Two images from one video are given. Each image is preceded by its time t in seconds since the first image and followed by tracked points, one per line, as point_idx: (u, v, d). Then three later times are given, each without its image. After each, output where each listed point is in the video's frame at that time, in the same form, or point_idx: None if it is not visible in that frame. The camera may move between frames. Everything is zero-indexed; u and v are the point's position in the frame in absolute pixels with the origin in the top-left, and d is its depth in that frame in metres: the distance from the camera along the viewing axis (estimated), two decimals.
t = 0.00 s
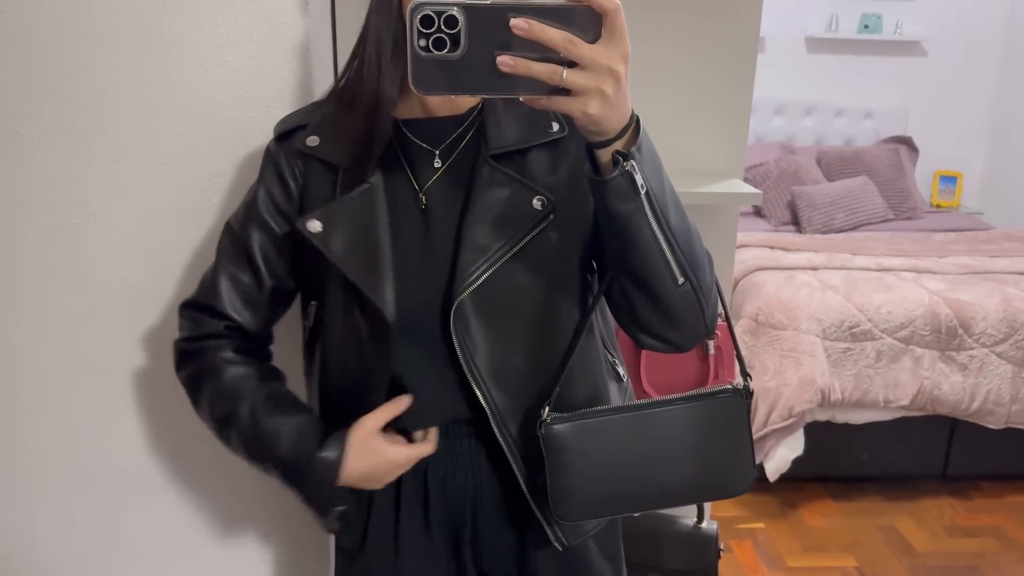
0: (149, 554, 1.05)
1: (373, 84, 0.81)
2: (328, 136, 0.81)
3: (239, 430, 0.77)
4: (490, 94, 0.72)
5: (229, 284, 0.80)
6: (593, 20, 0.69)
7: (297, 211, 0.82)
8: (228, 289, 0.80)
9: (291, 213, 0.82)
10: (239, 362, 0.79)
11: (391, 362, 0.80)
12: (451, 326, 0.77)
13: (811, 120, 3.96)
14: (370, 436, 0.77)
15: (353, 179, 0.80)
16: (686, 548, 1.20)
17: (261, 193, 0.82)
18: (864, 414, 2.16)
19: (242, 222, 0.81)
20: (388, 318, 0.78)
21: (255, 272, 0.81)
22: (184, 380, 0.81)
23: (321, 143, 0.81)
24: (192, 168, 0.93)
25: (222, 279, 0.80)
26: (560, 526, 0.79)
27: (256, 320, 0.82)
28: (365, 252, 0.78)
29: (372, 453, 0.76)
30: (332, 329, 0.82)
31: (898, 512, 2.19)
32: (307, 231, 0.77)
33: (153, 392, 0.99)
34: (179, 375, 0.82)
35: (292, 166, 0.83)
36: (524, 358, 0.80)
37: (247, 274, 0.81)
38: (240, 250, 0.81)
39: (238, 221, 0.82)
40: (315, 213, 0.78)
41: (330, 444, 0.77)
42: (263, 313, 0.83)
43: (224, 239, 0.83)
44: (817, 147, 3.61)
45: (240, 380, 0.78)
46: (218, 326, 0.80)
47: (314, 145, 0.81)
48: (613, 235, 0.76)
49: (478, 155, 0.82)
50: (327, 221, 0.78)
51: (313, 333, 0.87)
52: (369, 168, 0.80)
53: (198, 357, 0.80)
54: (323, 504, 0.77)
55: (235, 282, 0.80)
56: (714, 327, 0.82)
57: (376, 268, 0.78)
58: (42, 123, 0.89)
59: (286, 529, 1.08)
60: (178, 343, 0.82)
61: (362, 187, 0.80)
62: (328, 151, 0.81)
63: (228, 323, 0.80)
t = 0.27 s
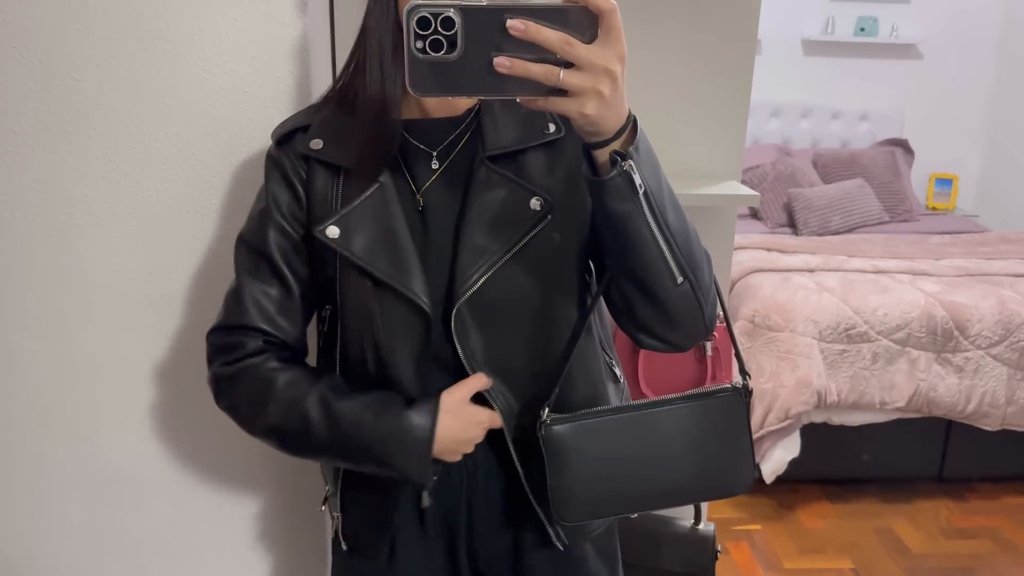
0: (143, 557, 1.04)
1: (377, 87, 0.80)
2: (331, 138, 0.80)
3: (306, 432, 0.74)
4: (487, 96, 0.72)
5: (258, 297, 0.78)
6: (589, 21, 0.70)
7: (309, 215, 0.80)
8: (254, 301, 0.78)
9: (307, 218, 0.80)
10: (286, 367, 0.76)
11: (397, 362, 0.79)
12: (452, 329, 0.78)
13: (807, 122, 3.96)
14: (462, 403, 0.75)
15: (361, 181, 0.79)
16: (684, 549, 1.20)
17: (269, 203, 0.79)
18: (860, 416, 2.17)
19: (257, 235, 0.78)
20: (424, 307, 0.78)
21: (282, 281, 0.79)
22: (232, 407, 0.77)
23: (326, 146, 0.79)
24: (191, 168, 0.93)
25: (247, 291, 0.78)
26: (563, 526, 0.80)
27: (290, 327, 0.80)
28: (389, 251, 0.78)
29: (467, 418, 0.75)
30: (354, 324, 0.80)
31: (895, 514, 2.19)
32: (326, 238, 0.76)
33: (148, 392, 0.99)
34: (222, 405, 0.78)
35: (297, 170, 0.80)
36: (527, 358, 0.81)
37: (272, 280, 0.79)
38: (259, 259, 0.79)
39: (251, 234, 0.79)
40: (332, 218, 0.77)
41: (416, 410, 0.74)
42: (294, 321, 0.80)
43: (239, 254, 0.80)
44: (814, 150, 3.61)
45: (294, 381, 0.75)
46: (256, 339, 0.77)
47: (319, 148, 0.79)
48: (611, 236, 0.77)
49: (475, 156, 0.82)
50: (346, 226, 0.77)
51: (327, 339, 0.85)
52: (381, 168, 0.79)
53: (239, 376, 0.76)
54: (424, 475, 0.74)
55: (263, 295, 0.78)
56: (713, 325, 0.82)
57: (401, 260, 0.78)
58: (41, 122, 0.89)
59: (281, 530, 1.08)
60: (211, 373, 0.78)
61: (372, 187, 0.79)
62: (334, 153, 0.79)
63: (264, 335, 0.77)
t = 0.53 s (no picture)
0: (126, 561, 1.04)
1: (364, 89, 0.80)
2: (318, 144, 0.80)
3: (280, 447, 0.73)
4: (479, 99, 0.72)
5: (239, 305, 0.77)
6: (580, 22, 0.70)
7: (293, 220, 0.80)
8: (232, 308, 0.77)
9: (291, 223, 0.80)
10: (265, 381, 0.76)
11: (387, 372, 0.79)
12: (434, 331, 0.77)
13: (796, 126, 3.97)
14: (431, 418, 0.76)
15: (350, 186, 0.79)
16: (670, 553, 1.20)
17: (251, 209, 0.79)
18: (847, 419, 2.18)
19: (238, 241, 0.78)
20: (409, 322, 0.78)
21: (264, 288, 0.78)
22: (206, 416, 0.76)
23: (312, 151, 0.79)
24: (175, 170, 0.93)
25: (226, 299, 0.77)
26: (549, 529, 0.79)
27: (272, 337, 0.79)
28: (376, 259, 0.78)
29: (436, 434, 0.75)
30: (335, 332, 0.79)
31: (882, 516, 2.20)
32: (312, 244, 0.76)
33: (131, 396, 0.99)
34: (196, 414, 0.77)
35: (281, 175, 0.80)
36: (504, 362, 0.80)
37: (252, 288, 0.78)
38: (240, 266, 0.78)
39: (231, 239, 0.79)
40: (319, 223, 0.76)
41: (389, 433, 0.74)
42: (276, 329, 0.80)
43: (220, 260, 0.79)
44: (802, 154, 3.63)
45: (272, 397, 0.75)
46: (234, 350, 0.76)
47: (305, 154, 0.79)
48: (604, 236, 0.77)
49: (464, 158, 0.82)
50: (333, 233, 0.77)
51: (310, 346, 0.85)
52: (370, 175, 0.79)
53: (216, 386, 0.75)
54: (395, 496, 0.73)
55: (243, 304, 0.77)
56: (707, 323, 0.82)
57: (387, 271, 0.78)
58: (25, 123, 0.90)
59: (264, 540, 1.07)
60: (188, 379, 0.77)
61: (360, 195, 0.79)
62: (319, 159, 0.79)
63: (243, 344, 0.77)
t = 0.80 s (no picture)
0: (112, 568, 1.03)
1: (352, 92, 0.80)
2: (309, 148, 0.79)
3: (285, 445, 0.73)
4: (468, 103, 0.71)
5: (235, 310, 0.77)
6: (572, 27, 0.70)
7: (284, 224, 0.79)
8: (229, 308, 0.77)
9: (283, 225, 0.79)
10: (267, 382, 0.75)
11: (376, 377, 0.78)
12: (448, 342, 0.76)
13: (786, 130, 3.99)
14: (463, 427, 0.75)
15: (342, 190, 0.79)
16: (660, 558, 1.20)
17: (243, 215, 0.78)
18: (837, 422, 2.18)
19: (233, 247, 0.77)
20: (413, 318, 0.77)
21: (260, 290, 0.78)
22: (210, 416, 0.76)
23: (303, 155, 0.78)
24: (162, 175, 0.93)
25: (221, 300, 0.77)
26: (546, 535, 0.80)
27: (267, 336, 0.79)
28: (376, 259, 0.78)
29: (464, 440, 0.74)
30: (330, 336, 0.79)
31: (872, 519, 2.21)
32: (311, 249, 0.75)
33: (117, 402, 0.98)
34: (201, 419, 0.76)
35: (270, 180, 0.80)
36: (507, 368, 0.79)
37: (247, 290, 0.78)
38: (234, 268, 0.78)
39: (223, 245, 0.78)
40: (316, 228, 0.76)
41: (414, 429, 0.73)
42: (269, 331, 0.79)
43: (211, 262, 0.78)
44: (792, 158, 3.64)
45: (272, 396, 0.74)
46: (234, 351, 0.76)
47: (295, 158, 0.78)
48: (593, 242, 0.77)
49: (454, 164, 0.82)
50: (330, 237, 0.76)
51: (301, 349, 0.85)
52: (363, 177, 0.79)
53: (221, 392, 0.75)
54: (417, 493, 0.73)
55: (238, 309, 0.77)
56: (695, 329, 0.83)
57: (387, 273, 0.78)
58: (10, 130, 0.89)
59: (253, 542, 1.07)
60: (188, 385, 0.77)
61: (355, 200, 0.78)
62: (311, 163, 0.78)
63: (244, 344, 0.77)
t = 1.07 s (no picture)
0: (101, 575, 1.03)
1: (338, 96, 0.82)
2: (296, 155, 0.80)
3: (266, 463, 0.74)
4: (459, 106, 0.72)
5: (211, 313, 0.77)
6: (558, 30, 0.71)
7: (269, 231, 0.80)
8: (206, 313, 0.77)
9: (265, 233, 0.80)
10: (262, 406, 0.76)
11: (367, 381, 0.79)
12: (426, 347, 0.77)
13: (773, 136, 4.01)
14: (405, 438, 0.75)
15: (326, 199, 0.80)
16: (647, 562, 1.20)
17: (228, 216, 0.79)
18: (824, 426, 2.20)
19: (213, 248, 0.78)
20: (387, 329, 0.78)
21: (236, 296, 0.78)
22: (184, 424, 0.76)
23: (290, 162, 0.79)
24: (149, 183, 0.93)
25: (202, 306, 0.77)
26: (539, 541, 0.80)
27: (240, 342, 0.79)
28: (353, 269, 0.78)
29: (406, 457, 0.74)
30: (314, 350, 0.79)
31: (860, 522, 2.22)
32: (290, 255, 0.76)
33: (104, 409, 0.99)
34: (167, 415, 0.78)
35: (257, 186, 0.80)
36: (495, 375, 0.80)
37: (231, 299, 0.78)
38: (213, 273, 0.78)
39: (207, 245, 0.79)
40: (297, 234, 0.77)
41: (355, 443, 0.74)
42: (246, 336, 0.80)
43: (194, 264, 0.79)
44: (779, 163, 3.66)
45: (236, 404, 0.75)
46: (204, 355, 0.77)
47: (283, 165, 0.79)
48: (583, 242, 0.78)
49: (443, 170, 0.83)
50: (310, 244, 0.77)
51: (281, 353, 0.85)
52: (346, 187, 0.80)
53: (190, 392, 0.76)
54: (354, 505, 0.75)
55: (215, 313, 0.77)
56: (686, 327, 0.83)
57: (363, 283, 0.78)
58: None
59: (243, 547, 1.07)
60: (158, 379, 0.78)
61: (338, 207, 0.79)
62: (297, 170, 0.79)
63: (215, 348, 0.77)
